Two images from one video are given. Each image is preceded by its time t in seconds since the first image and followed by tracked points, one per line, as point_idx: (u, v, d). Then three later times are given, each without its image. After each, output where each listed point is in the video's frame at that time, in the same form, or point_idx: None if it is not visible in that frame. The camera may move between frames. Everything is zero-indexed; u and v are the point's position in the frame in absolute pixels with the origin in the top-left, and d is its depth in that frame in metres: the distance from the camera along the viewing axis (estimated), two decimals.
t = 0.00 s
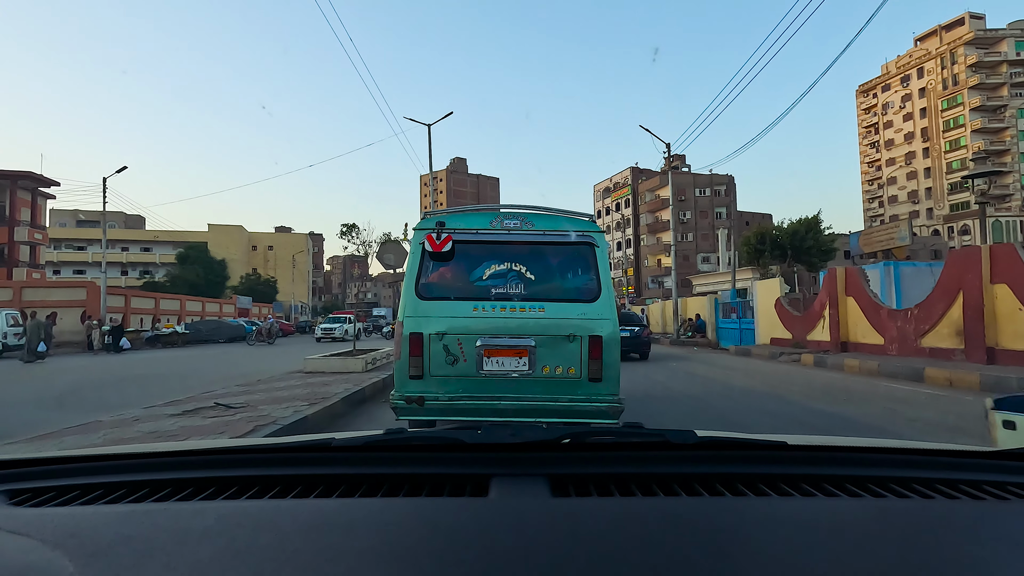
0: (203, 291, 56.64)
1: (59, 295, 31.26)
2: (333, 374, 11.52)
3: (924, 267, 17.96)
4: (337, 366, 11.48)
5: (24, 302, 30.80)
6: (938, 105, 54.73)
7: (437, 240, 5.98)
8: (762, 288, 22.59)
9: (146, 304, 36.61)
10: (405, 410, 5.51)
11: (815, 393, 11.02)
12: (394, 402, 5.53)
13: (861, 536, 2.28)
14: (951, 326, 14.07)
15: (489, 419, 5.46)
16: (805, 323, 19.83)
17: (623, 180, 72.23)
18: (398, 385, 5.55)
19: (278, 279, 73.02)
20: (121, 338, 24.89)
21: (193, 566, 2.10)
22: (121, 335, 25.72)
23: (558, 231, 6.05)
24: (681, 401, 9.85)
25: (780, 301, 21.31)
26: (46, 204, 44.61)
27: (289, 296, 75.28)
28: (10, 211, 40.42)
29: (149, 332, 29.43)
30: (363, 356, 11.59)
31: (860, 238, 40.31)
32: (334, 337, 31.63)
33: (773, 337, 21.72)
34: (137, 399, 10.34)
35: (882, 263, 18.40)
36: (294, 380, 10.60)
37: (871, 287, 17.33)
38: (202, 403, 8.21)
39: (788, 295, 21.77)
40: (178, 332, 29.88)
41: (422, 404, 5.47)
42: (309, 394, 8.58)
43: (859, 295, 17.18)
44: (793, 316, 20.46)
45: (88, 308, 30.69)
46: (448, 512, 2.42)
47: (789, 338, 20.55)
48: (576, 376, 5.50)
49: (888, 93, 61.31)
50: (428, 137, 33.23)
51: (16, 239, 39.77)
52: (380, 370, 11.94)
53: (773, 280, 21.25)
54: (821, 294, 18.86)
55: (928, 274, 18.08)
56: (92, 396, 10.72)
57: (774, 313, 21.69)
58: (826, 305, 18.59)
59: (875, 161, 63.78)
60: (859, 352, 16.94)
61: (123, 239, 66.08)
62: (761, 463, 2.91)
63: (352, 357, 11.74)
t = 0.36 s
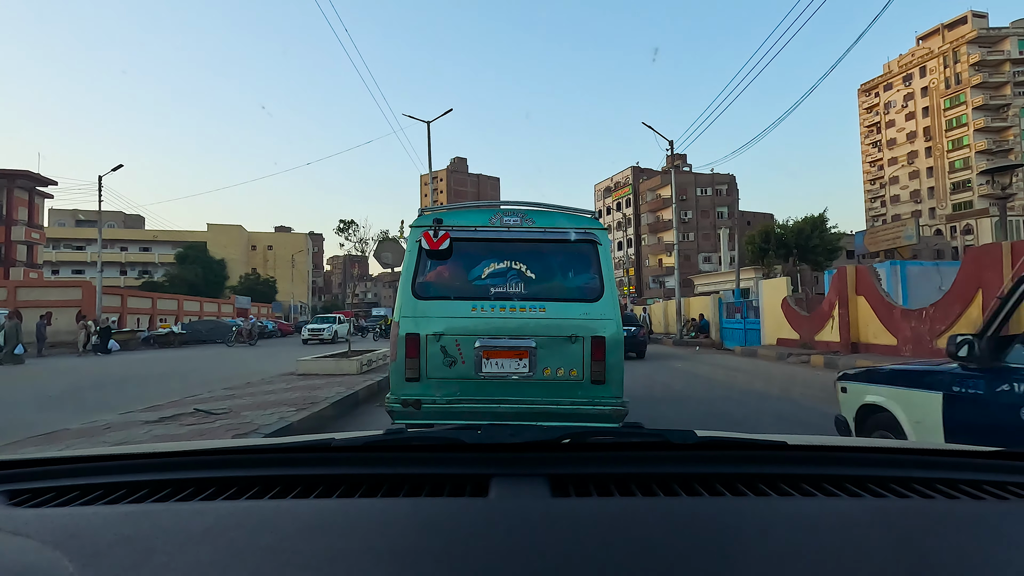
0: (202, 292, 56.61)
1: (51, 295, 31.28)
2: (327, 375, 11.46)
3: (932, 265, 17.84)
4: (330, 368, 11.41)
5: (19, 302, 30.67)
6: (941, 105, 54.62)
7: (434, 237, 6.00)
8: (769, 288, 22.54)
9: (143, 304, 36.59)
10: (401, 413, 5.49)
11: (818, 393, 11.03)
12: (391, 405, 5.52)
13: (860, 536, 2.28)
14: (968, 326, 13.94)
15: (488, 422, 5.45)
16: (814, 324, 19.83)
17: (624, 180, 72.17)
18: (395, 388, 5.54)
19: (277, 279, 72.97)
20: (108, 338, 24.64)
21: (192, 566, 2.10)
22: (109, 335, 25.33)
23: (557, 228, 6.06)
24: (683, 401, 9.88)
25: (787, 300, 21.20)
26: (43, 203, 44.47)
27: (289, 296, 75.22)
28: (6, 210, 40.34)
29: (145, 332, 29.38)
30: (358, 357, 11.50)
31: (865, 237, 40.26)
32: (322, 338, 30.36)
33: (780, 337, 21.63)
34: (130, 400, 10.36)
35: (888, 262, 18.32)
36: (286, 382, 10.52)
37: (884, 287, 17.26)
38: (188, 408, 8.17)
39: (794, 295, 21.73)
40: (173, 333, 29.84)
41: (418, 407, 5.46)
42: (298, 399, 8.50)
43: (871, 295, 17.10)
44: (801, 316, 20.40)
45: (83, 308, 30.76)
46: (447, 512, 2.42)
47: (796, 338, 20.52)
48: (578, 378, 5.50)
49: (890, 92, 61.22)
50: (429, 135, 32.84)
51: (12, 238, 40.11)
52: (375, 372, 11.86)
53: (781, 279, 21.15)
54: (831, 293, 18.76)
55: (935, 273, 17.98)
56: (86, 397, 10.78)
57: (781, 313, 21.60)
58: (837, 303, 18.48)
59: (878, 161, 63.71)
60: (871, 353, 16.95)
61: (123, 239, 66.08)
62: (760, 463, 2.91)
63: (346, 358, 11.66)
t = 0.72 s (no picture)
0: (202, 291, 56.58)
1: (47, 295, 31.28)
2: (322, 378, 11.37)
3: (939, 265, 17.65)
4: (324, 371, 11.29)
5: (13, 302, 30.59)
6: (943, 104, 54.65)
7: (432, 235, 5.99)
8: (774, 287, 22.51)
9: (140, 303, 36.58)
10: (398, 416, 5.49)
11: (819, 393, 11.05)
12: (388, 407, 5.51)
13: (860, 536, 2.27)
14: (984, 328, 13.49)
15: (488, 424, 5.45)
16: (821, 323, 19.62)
17: (624, 180, 72.16)
18: (391, 390, 5.54)
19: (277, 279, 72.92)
20: (94, 339, 24.19)
21: (193, 567, 2.10)
22: (96, 336, 24.83)
23: (557, 226, 6.07)
24: (685, 401, 9.91)
25: (794, 300, 21.06)
26: (41, 203, 44.36)
27: (288, 296, 75.16)
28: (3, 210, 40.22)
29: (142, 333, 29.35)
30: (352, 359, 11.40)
31: (870, 237, 40.27)
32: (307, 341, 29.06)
33: (786, 338, 21.44)
34: (123, 401, 10.29)
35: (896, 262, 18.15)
36: (279, 385, 10.42)
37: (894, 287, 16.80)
38: (177, 410, 8.07)
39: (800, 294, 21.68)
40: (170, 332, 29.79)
41: (416, 409, 5.45)
42: (288, 402, 8.39)
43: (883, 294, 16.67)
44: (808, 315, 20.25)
45: (79, 308, 30.77)
46: (447, 513, 2.42)
47: (801, 339, 20.46)
48: (580, 380, 5.50)
49: (893, 92, 61.22)
50: (429, 134, 32.62)
51: (9, 238, 40.29)
52: (370, 373, 11.75)
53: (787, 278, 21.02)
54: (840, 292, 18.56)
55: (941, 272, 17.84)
56: (78, 398, 10.70)
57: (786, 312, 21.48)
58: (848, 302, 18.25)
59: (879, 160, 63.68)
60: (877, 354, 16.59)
61: (122, 238, 66.04)
62: (760, 463, 2.91)
63: (341, 360, 11.57)
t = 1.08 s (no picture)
0: (201, 291, 56.57)
1: (44, 294, 31.23)
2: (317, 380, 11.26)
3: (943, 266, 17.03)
4: (318, 373, 11.16)
5: (9, 302, 30.52)
6: (945, 103, 54.60)
7: (430, 233, 5.99)
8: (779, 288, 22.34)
9: (138, 303, 36.57)
10: (395, 418, 5.50)
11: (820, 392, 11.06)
12: (384, 410, 5.52)
13: (863, 539, 2.26)
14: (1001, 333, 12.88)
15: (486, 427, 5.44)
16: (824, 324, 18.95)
17: (625, 179, 72.18)
18: (389, 392, 5.54)
19: (276, 279, 72.92)
20: (82, 341, 23.45)
21: (193, 566, 2.11)
22: (84, 337, 23.87)
23: (557, 225, 6.07)
24: (686, 401, 9.93)
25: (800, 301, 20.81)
26: (39, 202, 44.26)
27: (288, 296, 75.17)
28: None
29: (139, 333, 29.34)
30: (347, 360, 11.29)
31: (873, 236, 40.22)
32: (287, 343, 27.32)
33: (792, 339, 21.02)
34: (117, 401, 10.20)
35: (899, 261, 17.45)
36: (273, 387, 10.30)
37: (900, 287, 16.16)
38: (168, 411, 7.93)
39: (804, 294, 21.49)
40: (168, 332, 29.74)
41: (413, 412, 5.46)
42: (280, 403, 8.25)
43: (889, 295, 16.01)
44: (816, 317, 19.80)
45: (75, 306, 30.69)
46: (447, 511, 2.43)
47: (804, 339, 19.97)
48: (582, 382, 5.51)
49: (894, 91, 61.19)
50: (429, 131, 32.21)
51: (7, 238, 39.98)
52: (366, 375, 11.60)
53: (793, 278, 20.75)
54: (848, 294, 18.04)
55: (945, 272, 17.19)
56: (62, 401, 10.37)
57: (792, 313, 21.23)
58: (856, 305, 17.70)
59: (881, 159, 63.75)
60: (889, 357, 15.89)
61: (121, 238, 66.00)
62: (759, 464, 2.91)
63: (336, 362, 11.48)
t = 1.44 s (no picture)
0: (200, 291, 56.58)
1: (41, 294, 31.22)
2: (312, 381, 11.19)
3: (949, 264, 16.68)
4: (314, 374, 11.08)
5: (7, 302, 30.51)
6: (947, 102, 54.50)
7: (428, 232, 5.98)
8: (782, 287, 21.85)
9: (135, 303, 36.52)
10: (394, 420, 5.49)
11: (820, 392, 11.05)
12: (383, 411, 5.51)
13: (864, 540, 2.25)
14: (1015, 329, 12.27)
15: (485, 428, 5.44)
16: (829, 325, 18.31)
17: (626, 179, 72.18)
18: (387, 394, 5.54)
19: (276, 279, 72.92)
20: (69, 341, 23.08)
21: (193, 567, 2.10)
22: (72, 338, 23.40)
23: (557, 224, 6.07)
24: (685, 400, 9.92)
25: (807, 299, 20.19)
26: (38, 202, 44.26)
27: (288, 296, 75.20)
28: None
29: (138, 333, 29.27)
30: (343, 362, 11.20)
31: (876, 236, 40.14)
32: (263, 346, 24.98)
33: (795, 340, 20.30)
34: (111, 403, 10.12)
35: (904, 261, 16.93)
36: (267, 388, 10.22)
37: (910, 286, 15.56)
38: (161, 416, 7.82)
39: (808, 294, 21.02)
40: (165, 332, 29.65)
41: (412, 413, 5.45)
42: (272, 406, 8.09)
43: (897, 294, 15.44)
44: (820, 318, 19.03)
45: (70, 305, 30.60)
46: (447, 512, 2.42)
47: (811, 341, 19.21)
48: (583, 383, 5.51)
49: (896, 90, 61.07)
50: (428, 129, 31.92)
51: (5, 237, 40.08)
52: (362, 377, 11.49)
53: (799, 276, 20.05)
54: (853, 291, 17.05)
55: (951, 270, 16.87)
56: (54, 403, 10.24)
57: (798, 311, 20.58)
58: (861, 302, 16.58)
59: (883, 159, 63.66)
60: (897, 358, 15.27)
61: (120, 238, 65.99)
62: (759, 464, 2.91)
63: (333, 363, 11.37)
